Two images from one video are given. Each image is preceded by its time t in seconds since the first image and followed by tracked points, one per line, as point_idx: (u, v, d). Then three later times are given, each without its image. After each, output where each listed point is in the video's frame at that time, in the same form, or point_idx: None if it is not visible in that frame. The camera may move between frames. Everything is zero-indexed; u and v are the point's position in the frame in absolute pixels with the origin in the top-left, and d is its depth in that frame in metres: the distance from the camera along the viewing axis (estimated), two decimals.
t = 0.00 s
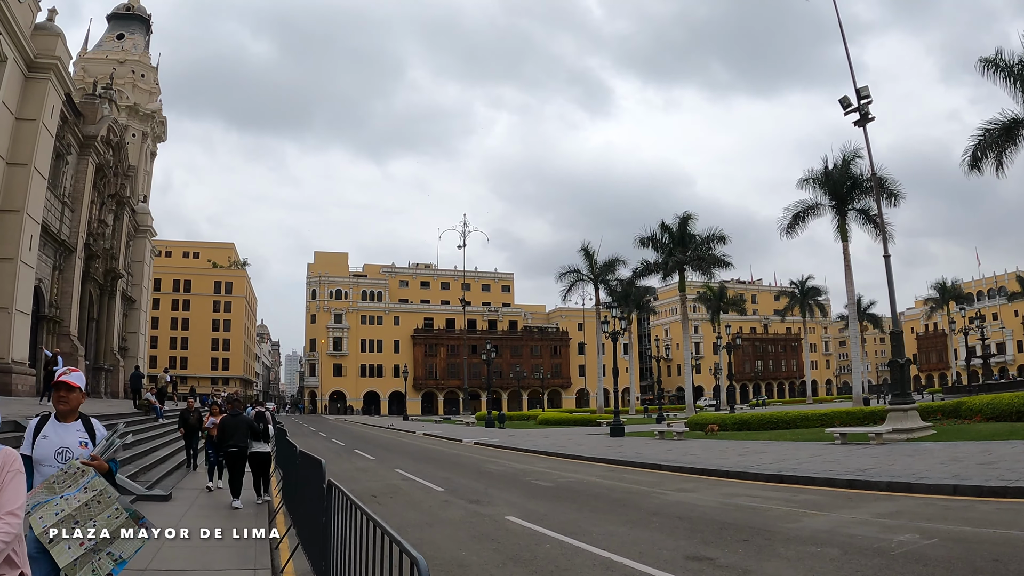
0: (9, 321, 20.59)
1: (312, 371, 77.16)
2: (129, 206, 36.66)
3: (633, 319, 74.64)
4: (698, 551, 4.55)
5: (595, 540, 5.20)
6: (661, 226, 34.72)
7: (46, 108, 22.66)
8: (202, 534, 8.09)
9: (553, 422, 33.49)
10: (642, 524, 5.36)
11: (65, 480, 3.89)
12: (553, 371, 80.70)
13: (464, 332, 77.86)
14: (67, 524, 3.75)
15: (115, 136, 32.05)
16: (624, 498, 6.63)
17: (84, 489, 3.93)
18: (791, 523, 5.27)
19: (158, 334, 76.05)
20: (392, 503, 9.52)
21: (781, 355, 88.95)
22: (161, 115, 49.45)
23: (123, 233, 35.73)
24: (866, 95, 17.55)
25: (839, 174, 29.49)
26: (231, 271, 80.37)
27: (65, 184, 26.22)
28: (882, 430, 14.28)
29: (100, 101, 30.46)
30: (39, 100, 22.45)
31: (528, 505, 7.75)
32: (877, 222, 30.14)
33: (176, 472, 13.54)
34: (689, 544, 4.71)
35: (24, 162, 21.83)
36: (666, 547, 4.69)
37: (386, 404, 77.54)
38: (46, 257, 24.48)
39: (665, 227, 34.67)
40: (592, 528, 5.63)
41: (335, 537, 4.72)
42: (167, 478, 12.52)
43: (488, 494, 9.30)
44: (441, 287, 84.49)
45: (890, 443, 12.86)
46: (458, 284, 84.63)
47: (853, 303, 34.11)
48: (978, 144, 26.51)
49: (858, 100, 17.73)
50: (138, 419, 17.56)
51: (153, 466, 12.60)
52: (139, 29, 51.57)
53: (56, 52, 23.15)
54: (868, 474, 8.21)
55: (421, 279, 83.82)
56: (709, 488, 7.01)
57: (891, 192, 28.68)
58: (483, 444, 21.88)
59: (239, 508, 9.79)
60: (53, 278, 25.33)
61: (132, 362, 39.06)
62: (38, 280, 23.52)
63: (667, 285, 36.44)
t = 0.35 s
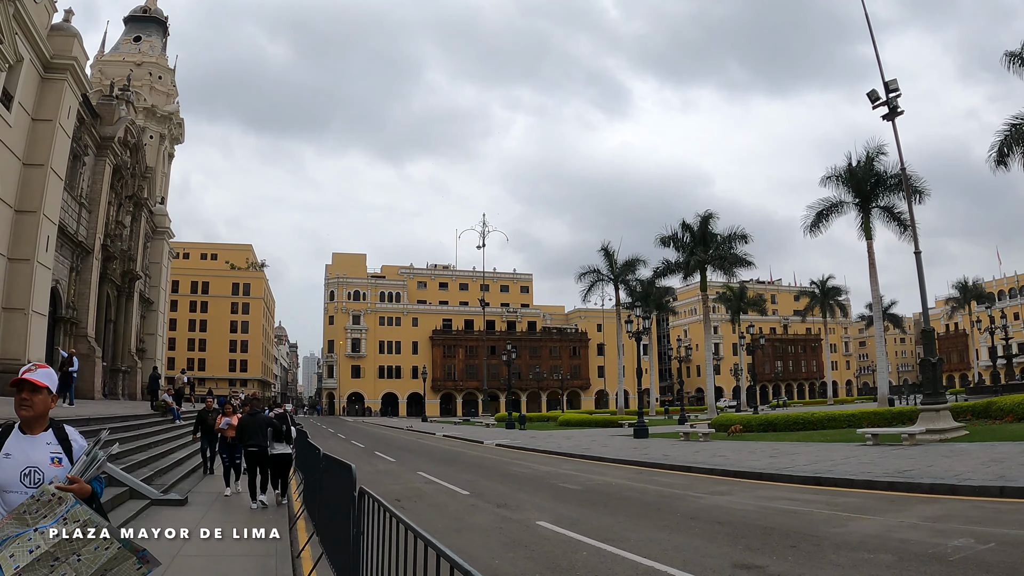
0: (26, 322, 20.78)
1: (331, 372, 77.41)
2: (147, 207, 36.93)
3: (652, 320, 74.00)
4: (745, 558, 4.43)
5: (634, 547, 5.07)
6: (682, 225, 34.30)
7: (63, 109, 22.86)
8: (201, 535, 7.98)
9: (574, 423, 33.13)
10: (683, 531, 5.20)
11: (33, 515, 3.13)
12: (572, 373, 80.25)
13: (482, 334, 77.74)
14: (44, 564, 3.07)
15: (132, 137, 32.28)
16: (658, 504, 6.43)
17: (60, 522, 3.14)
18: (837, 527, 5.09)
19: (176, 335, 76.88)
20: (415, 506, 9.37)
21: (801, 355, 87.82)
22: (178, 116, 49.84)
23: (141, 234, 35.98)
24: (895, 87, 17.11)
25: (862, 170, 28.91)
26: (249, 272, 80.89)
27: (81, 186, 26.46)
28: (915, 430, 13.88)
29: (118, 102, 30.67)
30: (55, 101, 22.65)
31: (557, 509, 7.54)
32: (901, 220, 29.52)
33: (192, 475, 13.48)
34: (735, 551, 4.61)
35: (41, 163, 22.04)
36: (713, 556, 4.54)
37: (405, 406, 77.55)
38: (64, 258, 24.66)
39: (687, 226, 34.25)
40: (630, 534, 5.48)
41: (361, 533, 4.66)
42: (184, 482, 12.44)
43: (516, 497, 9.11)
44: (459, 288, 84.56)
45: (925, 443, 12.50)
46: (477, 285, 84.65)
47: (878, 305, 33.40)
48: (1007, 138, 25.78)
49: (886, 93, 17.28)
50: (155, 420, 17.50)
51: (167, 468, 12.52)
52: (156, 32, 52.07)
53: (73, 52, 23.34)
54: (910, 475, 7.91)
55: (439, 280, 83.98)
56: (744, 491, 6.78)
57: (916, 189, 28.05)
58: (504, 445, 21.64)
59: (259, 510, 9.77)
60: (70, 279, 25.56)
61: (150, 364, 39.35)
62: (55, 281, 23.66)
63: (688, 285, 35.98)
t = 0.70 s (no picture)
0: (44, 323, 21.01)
1: (351, 374, 77.75)
2: (166, 209, 37.33)
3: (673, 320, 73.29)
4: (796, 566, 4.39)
5: (674, 554, 5.01)
6: (704, 224, 33.87)
7: (81, 109, 23.10)
8: (201, 534, 8.02)
9: (596, 425, 32.76)
10: (727, 538, 5.18)
11: None
12: (593, 374, 79.77)
13: (502, 335, 77.64)
14: None
15: (151, 139, 32.69)
16: (695, 510, 6.33)
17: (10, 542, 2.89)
18: (883, 531, 5.01)
19: (196, 337, 77.84)
20: (441, 509, 9.30)
21: (823, 356, 86.51)
22: (197, 119, 50.33)
23: (160, 235, 36.37)
24: (925, 80, 16.67)
25: (888, 167, 28.32)
26: (270, 275, 81.52)
27: (100, 187, 26.76)
28: (949, 431, 13.50)
29: (136, 104, 31.09)
30: (73, 102, 22.90)
31: (587, 512, 7.39)
32: (927, 217, 28.87)
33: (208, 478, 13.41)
34: (782, 559, 4.61)
35: (59, 164, 22.31)
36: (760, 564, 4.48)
37: (425, 408, 77.60)
38: (83, 259, 24.93)
39: (709, 225, 33.80)
40: (668, 540, 5.42)
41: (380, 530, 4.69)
42: (201, 485, 12.40)
43: (543, 500, 8.97)
44: (479, 289, 84.59)
45: (959, 445, 12.14)
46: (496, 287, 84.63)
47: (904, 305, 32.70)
48: None
49: (915, 85, 16.85)
50: (173, 422, 17.49)
51: (182, 471, 12.54)
52: (174, 34, 52.84)
53: (91, 53, 23.55)
54: (950, 476, 7.69)
55: (459, 282, 84.09)
56: (782, 494, 6.65)
57: (943, 186, 27.43)
58: (526, 447, 21.43)
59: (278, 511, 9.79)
60: (90, 280, 25.86)
61: (169, 364, 39.70)
62: (74, 282, 23.90)
63: (711, 285, 35.50)
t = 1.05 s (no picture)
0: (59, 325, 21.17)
1: (368, 375, 77.91)
2: (182, 210, 37.56)
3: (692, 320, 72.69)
4: None
5: (715, 566, 4.88)
6: (723, 222, 33.47)
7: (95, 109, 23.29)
8: (201, 535, 8.10)
9: (616, 426, 32.39)
10: (769, 547, 5.22)
11: None
12: (611, 375, 79.33)
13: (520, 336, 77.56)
14: None
15: (167, 139, 32.93)
16: (734, 518, 6.15)
17: None
18: (931, 540, 4.88)
19: (213, 338, 78.52)
20: (464, 515, 9.11)
21: (841, 356, 85.40)
22: (213, 120, 50.65)
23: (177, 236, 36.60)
24: (953, 73, 16.23)
25: (910, 164, 27.77)
26: (287, 275, 81.98)
27: (116, 188, 26.96)
28: (981, 433, 13.06)
29: (152, 105, 31.37)
30: (88, 102, 23.07)
31: (618, 518, 7.18)
32: (951, 215, 28.26)
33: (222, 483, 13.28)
34: (828, 567, 4.65)
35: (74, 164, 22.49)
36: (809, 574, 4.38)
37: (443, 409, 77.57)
38: (98, 260, 25.14)
39: (728, 224, 33.38)
40: (707, 549, 5.31)
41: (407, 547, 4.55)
42: (215, 490, 12.30)
43: (570, 505, 8.77)
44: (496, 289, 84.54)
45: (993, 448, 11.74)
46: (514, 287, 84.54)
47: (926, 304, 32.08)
48: None
49: (943, 79, 16.42)
50: (187, 424, 17.46)
51: (195, 476, 12.43)
52: (190, 35, 53.38)
53: (105, 52, 23.71)
54: (994, 480, 7.38)
55: (476, 282, 84.09)
56: (820, 500, 6.44)
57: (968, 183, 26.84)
58: (546, 449, 21.16)
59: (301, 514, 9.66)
60: (106, 280, 26.08)
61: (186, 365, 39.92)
62: (89, 283, 24.08)
63: (730, 284, 35.05)
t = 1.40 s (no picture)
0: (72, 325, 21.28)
1: (381, 376, 77.91)
2: (195, 211, 37.66)
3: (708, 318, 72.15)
4: None
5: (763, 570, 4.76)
6: (740, 221, 33.12)
7: (107, 108, 23.36)
8: (201, 535, 8.22)
9: (632, 426, 32.06)
10: (817, 553, 4.99)
11: None
12: (624, 375, 78.90)
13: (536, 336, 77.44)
14: None
15: (179, 140, 33.05)
16: (773, 519, 5.99)
17: None
18: (983, 544, 4.75)
19: (226, 338, 78.94)
20: (489, 519, 8.91)
21: (857, 356, 84.42)
22: (225, 121, 50.87)
23: (189, 237, 36.71)
24: (978, 64, 15.87)
25: (930, 160, 27.30)
26: (300, 276, 82.29)
27: (128, 188, 27.07)
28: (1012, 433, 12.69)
29: (164, 105, 31.49)
30: (99, 102, 23.14)
31: (650, 521, 6.99)
32: (972, 212, 27.73)
33: (235, 485, 13.15)
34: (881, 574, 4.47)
35: (86, 164, 22.57)
36: None
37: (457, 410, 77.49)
38: (111, 260, 25.23)
39: (745, 222, 33.01)
40: (751, 554, 5.16)
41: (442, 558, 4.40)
42: (229, 492, 12.23)
43: (598, 508, 8.56)
44: (511, 289, 84.45)
45: None
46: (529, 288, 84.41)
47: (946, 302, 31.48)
48: None
49: (968, 71, 16.05)
50: (200, 425, 17.41)
51: (208, 478, 12.37)
52: (201, 36, 53.68)
53: (116, 52, 23.81)
54: None
55: (490, 282, 83.98)
56: (861, 501, 6.25)
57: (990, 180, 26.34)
58: (564, 450, 20.91)
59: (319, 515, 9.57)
60: (119, 281, 26.19)
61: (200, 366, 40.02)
62: (101, 284, 24.17)
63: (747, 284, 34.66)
